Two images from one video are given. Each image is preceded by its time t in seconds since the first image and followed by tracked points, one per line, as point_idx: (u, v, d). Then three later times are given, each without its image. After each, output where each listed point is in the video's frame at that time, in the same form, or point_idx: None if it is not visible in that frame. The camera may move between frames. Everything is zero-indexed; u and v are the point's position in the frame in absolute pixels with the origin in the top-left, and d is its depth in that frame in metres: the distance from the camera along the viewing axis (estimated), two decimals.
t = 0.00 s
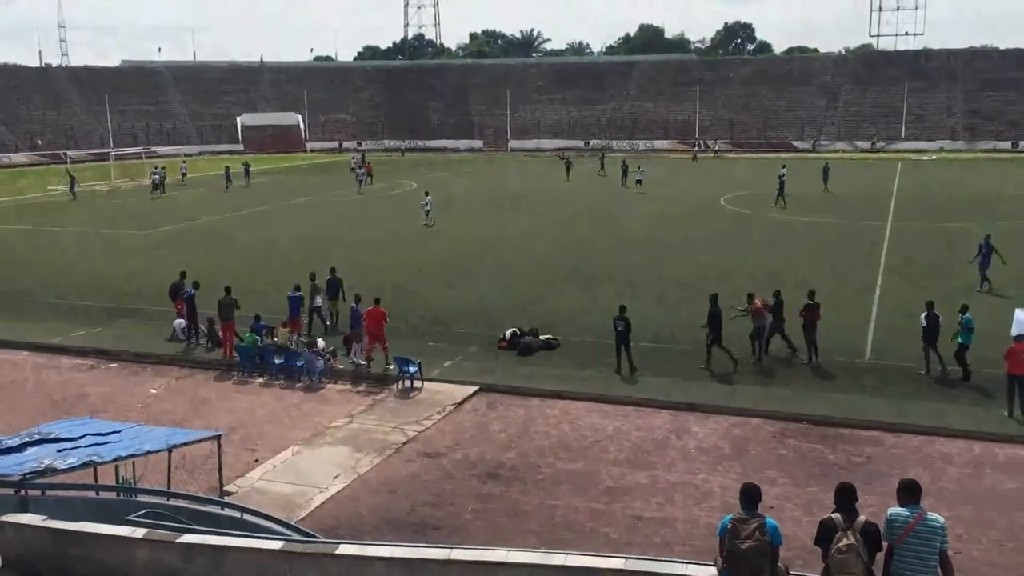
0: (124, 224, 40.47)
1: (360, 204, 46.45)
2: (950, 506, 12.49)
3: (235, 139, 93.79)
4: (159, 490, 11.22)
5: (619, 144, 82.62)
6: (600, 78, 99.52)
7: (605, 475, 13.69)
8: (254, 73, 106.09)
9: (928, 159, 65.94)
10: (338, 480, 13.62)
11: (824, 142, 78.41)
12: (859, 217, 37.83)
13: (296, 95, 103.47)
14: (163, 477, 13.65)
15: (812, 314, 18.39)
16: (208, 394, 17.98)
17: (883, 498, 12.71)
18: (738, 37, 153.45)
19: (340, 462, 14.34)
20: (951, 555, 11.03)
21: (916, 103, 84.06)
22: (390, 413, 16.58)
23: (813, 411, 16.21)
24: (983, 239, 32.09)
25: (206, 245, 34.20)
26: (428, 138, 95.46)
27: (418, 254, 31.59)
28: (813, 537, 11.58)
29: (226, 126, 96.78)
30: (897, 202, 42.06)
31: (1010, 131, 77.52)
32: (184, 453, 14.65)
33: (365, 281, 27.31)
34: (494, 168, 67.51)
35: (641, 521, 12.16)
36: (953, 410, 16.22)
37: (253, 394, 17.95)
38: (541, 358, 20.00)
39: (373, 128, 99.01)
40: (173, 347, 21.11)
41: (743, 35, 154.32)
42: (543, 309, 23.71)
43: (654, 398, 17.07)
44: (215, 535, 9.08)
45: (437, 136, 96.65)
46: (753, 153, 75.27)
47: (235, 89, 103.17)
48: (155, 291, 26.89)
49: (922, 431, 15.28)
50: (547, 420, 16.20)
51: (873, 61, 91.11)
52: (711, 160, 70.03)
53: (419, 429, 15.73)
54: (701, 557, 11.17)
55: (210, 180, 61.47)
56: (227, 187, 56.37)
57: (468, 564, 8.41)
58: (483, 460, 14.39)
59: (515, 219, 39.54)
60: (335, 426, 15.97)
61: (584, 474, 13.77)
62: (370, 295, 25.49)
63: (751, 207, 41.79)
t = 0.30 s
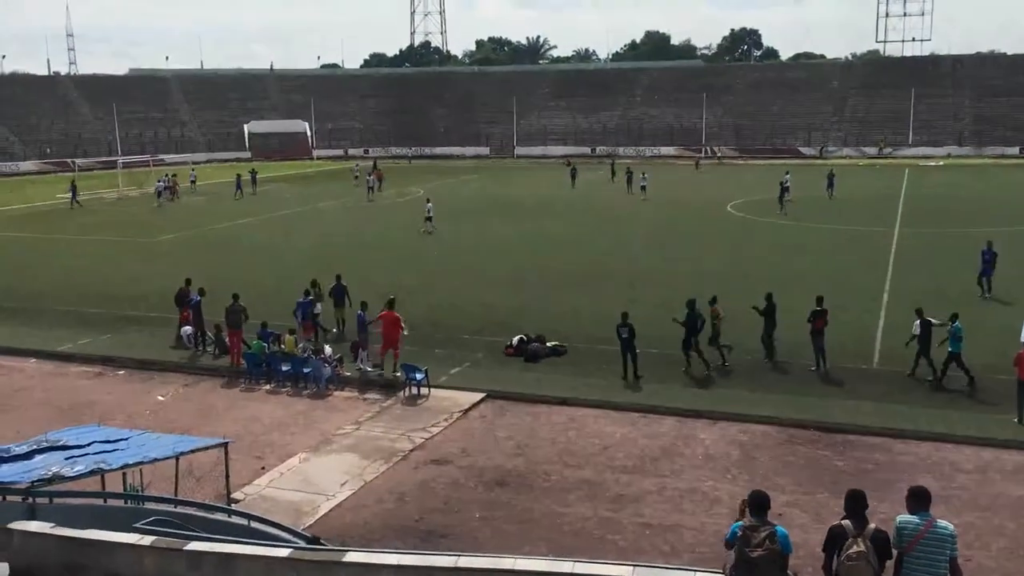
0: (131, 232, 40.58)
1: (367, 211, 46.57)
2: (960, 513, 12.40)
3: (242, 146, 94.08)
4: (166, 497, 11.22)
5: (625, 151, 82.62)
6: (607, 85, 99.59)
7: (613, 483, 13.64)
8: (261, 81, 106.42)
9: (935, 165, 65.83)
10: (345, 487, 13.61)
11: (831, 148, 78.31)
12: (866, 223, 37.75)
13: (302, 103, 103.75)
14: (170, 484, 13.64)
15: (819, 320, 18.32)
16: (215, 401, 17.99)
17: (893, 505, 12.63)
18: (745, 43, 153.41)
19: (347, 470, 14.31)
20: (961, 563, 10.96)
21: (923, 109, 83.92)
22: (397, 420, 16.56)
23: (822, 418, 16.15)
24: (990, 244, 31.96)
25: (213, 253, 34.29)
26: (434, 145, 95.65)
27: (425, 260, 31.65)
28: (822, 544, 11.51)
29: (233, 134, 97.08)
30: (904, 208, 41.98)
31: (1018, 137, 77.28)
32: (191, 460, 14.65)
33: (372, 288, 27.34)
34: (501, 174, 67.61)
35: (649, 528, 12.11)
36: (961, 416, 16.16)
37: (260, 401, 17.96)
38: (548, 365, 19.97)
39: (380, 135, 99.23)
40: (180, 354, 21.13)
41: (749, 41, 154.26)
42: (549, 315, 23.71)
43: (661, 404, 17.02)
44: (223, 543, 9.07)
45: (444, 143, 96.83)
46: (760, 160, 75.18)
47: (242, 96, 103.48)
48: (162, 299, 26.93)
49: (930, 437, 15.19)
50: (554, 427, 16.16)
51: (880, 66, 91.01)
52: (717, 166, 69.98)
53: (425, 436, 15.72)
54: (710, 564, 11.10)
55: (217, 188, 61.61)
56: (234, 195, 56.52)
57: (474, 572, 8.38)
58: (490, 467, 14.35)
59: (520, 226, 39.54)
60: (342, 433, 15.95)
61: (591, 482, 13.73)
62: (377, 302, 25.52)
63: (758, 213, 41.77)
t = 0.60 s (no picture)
0: (141, 238, 40.71)
1: (376, 218, 46.61)
2: (971, 521, 12.33)
3: (251, 153, 94.44)
4: (175, 503, 11.25)
5: (634, 157, 82.61)
6: (615, 91, 99.55)
7: (621, 490, 13.60)
8: (270, 87, 106.80)
9: (945, 170, 65.59)
10: (354, 494, 13.60)
11: (840, 154, 78.15)
12: (875, 229, 37.59)
13: (312, 110, 104.08)
14: (180, 490, 13.68)
15: (828, 327, 18.27)
16: (224, 408, 18.03)
17: (904, 513, 12.56)
18: (754, 49, 153.24)
19: (356, 476, 14.33)
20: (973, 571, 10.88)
21: (933, 115, 83.69)
22: (406, 426, 16.57)
23: (832, 425, 16.07)
24: (999, 251, 31.77)
25: (223, 260, 34.35)
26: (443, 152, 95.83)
27: (433, 267, 31.69)
28: (832, 552, 11.45)
29: (242, 141, 97.51)
30: (915, 215, 41.77)
31: None
32: (201, 466, 14.68)
33: (380, 294, 27.37)
34: (510, 181, 67.65)
35: (658, 536, 12.07)
36: (972, 423, 16.08)
37: (270, 408, 18.00)
38: (558, 371, 19.94)
39: (389, 142, 99.45)
40: (189, 360, 21.19)
41: (758, 48, 154.01)
42: (557, 322, 23.71)
43: (670, 412, 16.97)
44: (231, 549, 9.06)
45: (453, 149, 97.03)
46: (769, 166, 75.06)
47: (251, 104, 103.86)
48: (171, 305, 27.02)
49: (941, 445, 15.12)
50: (562, 434, 16.13)
51: (889, 72, 90.78)
52: (726, 173, 69.88)
53: (434, 442, 15.71)
54: (719, 572, 11.05)
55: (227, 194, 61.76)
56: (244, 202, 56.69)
57: None
58: (499, 474, 14.34)
59: (528, 233, 39.52)
60: (350, 439, 15.97)
61: (599, 489, 13.70)
62: (386, 308, 25.54)
63: (767, 220, 41.68)
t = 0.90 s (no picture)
0: (155, 245, 40.95)
1: (388, 225, 46.75)
2: (987, 531, 12.23)
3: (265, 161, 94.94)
4: (190, 510, 11.30)
5: (646, 164, 82.63)
6: (627, 99, 99.58)
7: (634, 498, 13.57)
8: (284, 96, 107.38)
9: (959, 179, 65.24)
10: (366, 501, 13.62)
11: (853, 162, 77.93)
12: (887, 237, 37.41)
13: (325, 117, 104.57)
14: (193, 497, 13.73)
15: (842, 335, 18.17)
16: (237, 414, 18.10)
17: (918, 523, 12.48)
18: (766, 57, 153.11)
19: (368, 483, 14.35)
20: None
21: (947, 123, 83.38)
22: (418, 434, 16.59)
23: (845, 434, 15.99)
24: (1012, 259, 31.54)
25: (235, 267, 34.49)
26: (455, 160, 96.07)
27: (443, 275, 31.76)
28: (847, 562, 11.38)
29: (256, 148, 98.03)
30: (927, 223, 41.58)
31: None
32: (214, 473, 14.74)
33: (392, 302, 27.43)
34: (522, 188, 67.72)
35: (670, 544, 12.04)
36: (987, 433, 15.94)
37: (282, 415, 18.05)
38: (569, 379, 19.93)
39: (401, 150, 99.77)
40: (203, 367, 21.29)
41: (771, 56, 153.82)
42: (564, 330, 23.72)
43: (682, 420, 16.91)
44: (245, 556, 9.07)
45: (465, 157, 97.30)
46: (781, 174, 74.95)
47: (265, 112, 104.43)
48: (185, 312, 27.16)
49: (956, 455, 15.01)
50: (574, 442, 16.11)
51: (903, 80, 90.50)
52: (738, 181, 69.73)
53: (446, 450, 15.72)
54: None
55: (239, 202, 62.04)
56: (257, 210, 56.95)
57: None
58: (511, 482, 14.33)
59: (539, 241, 39.55)
60: (363, 447, 15.99)
61: (612, 497, 13.67)
62: (397, 316, 25.59)
63: (778, 227, 41.60)
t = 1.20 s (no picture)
0: (171, 252, 41.21)
1: (403, 233, 46.90)
2: (1006, 542, 12.10)
3: (281, 168, 95.40)
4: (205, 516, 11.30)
5: (661, 172, 82.51)
6: (643, 107, 99.49)
7: (649, 507, 13.51)
8: (300, 103, 107.92)
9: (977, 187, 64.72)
10: (381, 509, 13.63)
11: (870, 170, 77.52)
12: (903, 246, 37.20)
13: (341, 125, 105.00)
14: (209, 503, 13.77)
15: (859, 344, 18.04)
16: (253, 421, 18.16)
17: (937, 533, 12.36)
18: (782, 64, 152.73)
19: (382, 490, 14.34)
20: None
21: (965, 131, 82.85)
22: (433, 441, 16.59)
23: (862, 444, 15.86)
24: None
25: (250, 274, 34.69)
26: (471, 167, 96.24)
27: (458, 282, 31.88)
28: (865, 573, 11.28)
29: (272, 155, 98.54)
30: (944, 231, 41.33)
31: None
32: (229, 480, 14.78)
33: (406, 309, 27.52)
34: (538, 197, 67.73)
35: (686, 554, 11.98)
36: (1004, 443, 15.78)
37: (298, 421, 18.11)
38: (584, 387, 19.89)
39: (416, 157, 100.04)
40: (219, 373, 21.38)
41: (787, 63, 153.42)
42: (573, 337, 23.79)
43: (697, 429, 16.84)
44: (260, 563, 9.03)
45: (481, 164, 97.47)
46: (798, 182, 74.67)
47: (282, 120, 105.01)
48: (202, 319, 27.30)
49: (974, 465, 14.87)
50: (589, 450, 16.07)
51: (921, 88, 90.00)
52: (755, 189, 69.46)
53: (461, 458, 15.70)
54: None
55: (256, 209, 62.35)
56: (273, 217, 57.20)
57: None
58: (526, 490, 14.30)
59: (553, 248, 39.60)
60: (378, 454, 16.01)
61: (627, 506, 13.61)
62: (412, 323, 25.63)
63: (793, 235, 41.48)
